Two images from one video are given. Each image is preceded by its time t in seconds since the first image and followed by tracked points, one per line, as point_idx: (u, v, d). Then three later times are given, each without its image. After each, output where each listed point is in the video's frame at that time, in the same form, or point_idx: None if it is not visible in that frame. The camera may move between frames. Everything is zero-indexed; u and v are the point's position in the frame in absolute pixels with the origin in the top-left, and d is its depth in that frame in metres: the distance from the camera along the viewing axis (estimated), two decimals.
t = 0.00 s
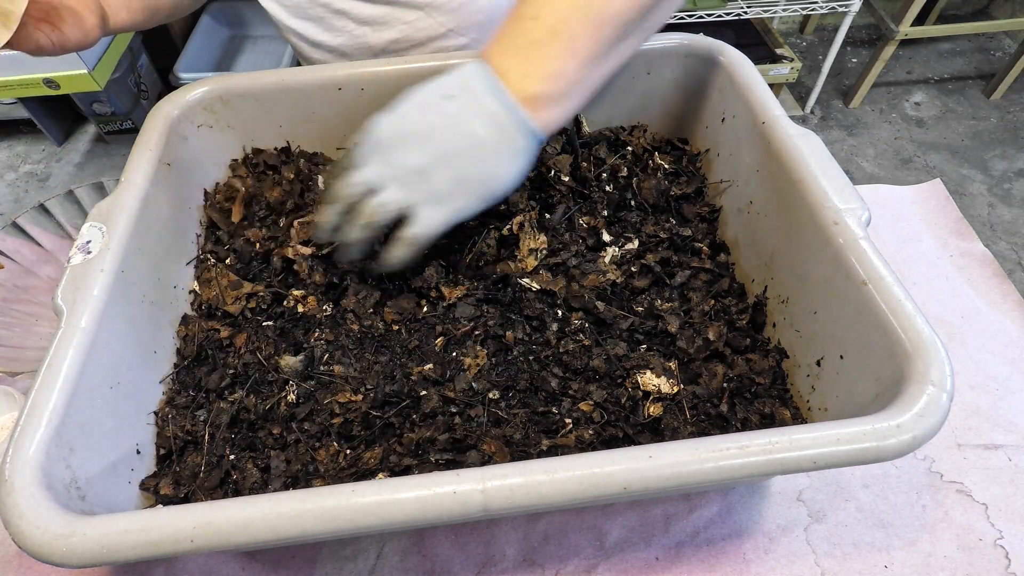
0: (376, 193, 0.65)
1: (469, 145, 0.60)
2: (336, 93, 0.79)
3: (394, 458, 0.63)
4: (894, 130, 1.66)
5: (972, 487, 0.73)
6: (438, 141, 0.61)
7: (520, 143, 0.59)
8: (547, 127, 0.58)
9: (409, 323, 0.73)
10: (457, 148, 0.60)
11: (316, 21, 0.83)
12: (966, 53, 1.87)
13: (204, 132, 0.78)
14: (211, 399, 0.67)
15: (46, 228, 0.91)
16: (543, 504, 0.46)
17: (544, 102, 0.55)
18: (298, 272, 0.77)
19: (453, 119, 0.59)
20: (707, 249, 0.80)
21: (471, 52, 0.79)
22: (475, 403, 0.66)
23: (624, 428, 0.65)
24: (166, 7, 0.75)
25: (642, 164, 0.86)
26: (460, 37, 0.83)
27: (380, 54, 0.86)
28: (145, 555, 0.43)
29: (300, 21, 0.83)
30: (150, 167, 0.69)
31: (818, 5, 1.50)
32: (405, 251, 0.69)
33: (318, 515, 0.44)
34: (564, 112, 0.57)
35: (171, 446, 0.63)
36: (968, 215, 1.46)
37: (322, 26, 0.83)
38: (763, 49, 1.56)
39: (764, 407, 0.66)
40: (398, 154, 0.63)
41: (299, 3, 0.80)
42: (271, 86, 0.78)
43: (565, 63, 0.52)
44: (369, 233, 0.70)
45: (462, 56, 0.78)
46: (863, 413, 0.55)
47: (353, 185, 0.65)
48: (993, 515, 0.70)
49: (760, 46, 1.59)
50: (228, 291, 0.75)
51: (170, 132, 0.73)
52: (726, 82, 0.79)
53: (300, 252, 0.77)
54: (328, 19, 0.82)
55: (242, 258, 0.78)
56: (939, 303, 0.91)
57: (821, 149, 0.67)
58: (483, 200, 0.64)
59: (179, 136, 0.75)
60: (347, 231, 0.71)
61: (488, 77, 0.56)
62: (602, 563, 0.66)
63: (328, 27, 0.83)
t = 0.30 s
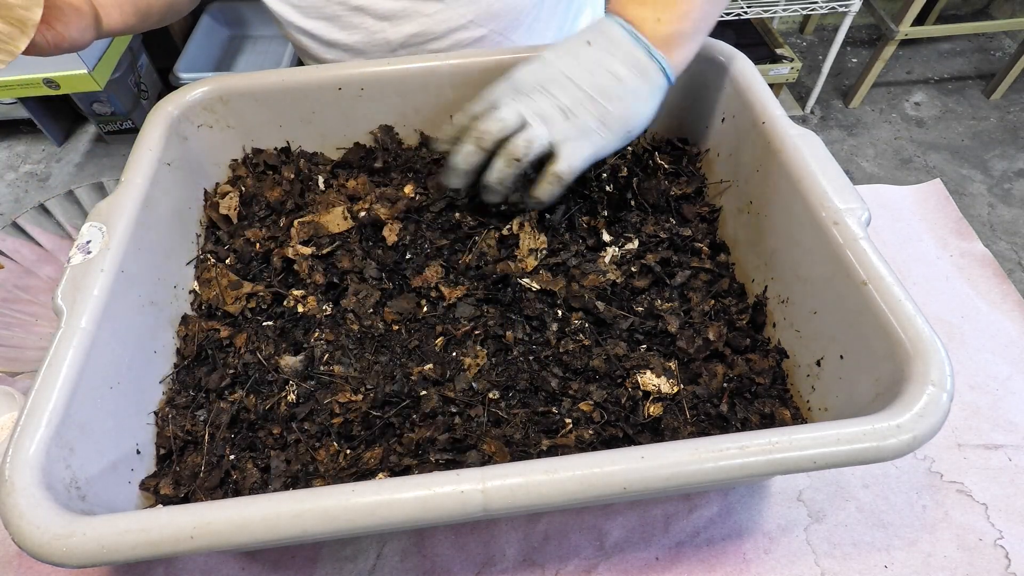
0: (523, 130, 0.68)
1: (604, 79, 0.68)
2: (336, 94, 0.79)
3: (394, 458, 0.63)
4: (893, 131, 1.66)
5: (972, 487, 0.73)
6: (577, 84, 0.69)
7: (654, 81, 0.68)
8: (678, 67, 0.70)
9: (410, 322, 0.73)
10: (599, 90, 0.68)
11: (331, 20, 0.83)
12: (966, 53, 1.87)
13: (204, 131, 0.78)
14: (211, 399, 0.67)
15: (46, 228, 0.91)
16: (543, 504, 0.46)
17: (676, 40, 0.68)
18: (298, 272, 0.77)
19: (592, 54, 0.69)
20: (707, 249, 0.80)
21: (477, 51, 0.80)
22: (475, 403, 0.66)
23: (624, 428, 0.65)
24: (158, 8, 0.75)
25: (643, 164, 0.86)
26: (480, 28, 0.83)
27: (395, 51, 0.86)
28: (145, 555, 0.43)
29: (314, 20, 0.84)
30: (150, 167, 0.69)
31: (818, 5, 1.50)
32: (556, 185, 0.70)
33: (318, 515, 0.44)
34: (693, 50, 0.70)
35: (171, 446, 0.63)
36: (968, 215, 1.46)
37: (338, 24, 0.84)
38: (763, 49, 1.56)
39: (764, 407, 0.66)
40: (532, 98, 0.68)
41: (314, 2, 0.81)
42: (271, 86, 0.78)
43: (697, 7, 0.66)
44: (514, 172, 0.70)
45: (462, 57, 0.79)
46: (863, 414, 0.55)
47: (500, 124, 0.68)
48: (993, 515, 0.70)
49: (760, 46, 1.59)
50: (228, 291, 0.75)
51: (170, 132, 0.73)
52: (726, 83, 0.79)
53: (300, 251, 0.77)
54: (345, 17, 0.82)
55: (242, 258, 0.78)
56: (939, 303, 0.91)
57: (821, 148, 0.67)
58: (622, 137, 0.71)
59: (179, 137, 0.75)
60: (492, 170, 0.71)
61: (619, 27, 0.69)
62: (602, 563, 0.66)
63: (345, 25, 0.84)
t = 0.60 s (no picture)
0: (620, 122, 0.74)
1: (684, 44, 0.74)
2: (336, 94, 0.79)
3: (395, 458, 0.63)
4: (893, 130, 1.66)
5: (972, 487, 0.73)
6: (665, 56, 0.74)
7: (737, 32, 0.74)
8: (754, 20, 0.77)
9: (410, 322, 0.73)
10: (682, 58, 0.73)
11: (358, 18, 0.82)
12: (966, 53, 1.87)
13: (204, 131, 0.78)
14: (211, 399, 0.67)
15: (46, 228, 0.91)
16: (543, 504, 0.46)
17: None
18: (298, 271, 0.77)
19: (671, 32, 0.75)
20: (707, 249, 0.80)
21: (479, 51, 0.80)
22: (476, 403, 0.66)
23: (624, 428, 0.65)
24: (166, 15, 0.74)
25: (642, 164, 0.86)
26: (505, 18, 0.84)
27: (422, 46, 0.85)
28: (145, 555, 0.43)
29: (337, 20, 0.82)
30: (150, 167, 0.69)
31: (818, 5, 1.50)
32: (671, 168, 0.76)
33: (318, 515, 0.44)
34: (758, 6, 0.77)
35: (171, 446, 0.63)
36: (968, 215, 1.46)
37: (364, 22, 0.83)
38: (764, 49, 1.56)
39: (764, 407, 0.66)
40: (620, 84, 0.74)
41: (341, 0, 0.79)
42: (271, 86, 0.77)
43: None
44: (627, 168, 0.77)
45: (463, 57, 0.79)
46: (863, 414, 0.55)
47: (597, 120, 0.75)
48: (993, 515, 0.70)
49: (760, 46, 1.59)
50: (228, 291, 0.75)
51: (170, 132, 0.73)
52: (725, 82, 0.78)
53: (300, 251, 0.77)
54: (373, 14, 0.81)
55: (242, 259, 0.78)
56: (939, 304, 0.91)
57: (821, 148, 0.67)
58: (717, 100, 0.73)
59: (179, 136, 0.74)
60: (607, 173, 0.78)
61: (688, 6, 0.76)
62: (602, 563, 0.66)
63: (372, 23, 0.83)
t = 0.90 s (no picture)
0: (675, 131, 0.78)
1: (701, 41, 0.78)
2: (336, 94, 0.79)
3: (396, 458, 0.62)
4: (893, 131, 1.66)
5: (972, 487, 0.72)
6: (689, 52, 0.78)
7: (749, 15, 0.79)
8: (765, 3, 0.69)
9: (410, 322, 0.73)
10: (707, 52, 0.77)
11: (380, 20, 0.83)
12: (966, 53, 1.87)
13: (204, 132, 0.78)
14: (211, 399, 0.67)
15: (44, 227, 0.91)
16: (543, 504, 0.46)
17: None
18: (299, 271, 0.77)
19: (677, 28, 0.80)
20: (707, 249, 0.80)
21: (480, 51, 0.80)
22: (476, 403, 0.66)
23: (624, 428, 0.65)
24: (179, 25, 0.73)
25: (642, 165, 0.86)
26: (524, 13, 0.87)
27: (445, 45, 0.86)
28: (145, 555, 0.43)
29: (358, 23, 0.83)
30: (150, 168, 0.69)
31: (818, 5, 1.50)
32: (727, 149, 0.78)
33: (318, 515, 0.44)
34: None
35: (171, 446, 0.63)
36: (968, 215, 1.46)
37: (387, 24, 0.83)
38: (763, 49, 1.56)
39: (764, 407, 0.66)
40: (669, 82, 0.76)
41: (363, 3, 0.80)
42: (271, 86, 0.77)
43: None
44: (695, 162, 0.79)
45: (463, 57, 0.79)
46: (863, 414, 0.55)
47: (654, 138, 0.77)
48: (993, 515, 0.70)
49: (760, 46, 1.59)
50: (228, 291, 0.75)
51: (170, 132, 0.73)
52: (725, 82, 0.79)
53: (300, 251, 0.77)
54: (396, 15, 0.82)
55: (243, 259, 0.78)
56: (939, 303, 0.91)
57: (821, 148, 0.67)
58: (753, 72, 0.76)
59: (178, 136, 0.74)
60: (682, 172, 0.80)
61: None
62: (602, 563, 0.66)
63: (394, 24, 0.83)
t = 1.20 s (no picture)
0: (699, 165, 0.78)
1: (706, 44, 0.75)
2: (336, 94, 0.79)
3: (396, 458, 0.62)
4: (893, 131, 1.66)
5: (972, 487, 0.72)
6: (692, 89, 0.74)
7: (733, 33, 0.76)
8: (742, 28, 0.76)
9: (410, 322, 0.73)
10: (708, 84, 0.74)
11: (384, 25, 0.83)
12: (966, 53, 1.87)
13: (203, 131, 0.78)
14: (211, 399, 0.67)
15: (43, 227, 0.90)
16: (542, 504, 0.46)
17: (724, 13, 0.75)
18: (298, 272, 0.77)
19: (661, 34, 0.77)
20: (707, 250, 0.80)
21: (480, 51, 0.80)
22: (476, 403, 0.66)
23: (624, 428, 0.65)
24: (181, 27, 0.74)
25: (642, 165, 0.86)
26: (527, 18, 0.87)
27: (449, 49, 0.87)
28: (145, 554, 0.43)
29: (362, 27, 0.83)
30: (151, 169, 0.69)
31: (818, 5, 1.50)
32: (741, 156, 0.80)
33: (318, 515, 0.44)
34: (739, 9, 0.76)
35: (171, 446, 0.63)
36: (968, 215, 1.46)
37: (391, 29, 0.83)
38: (763, 49, 1.56)
39: (764, 407, 0.66)
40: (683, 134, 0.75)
41: (367, 8, 0.80)
42: (271, 86, 0.77)
43: None
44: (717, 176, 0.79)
45: (463, 56, 0.79)
46: (863, 414, 0.55)
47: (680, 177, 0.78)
48: (993, 515, 0.70)
49: (760, 46, 1.59)
50: (228, 291, 0.75)
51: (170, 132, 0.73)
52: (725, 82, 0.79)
53: (300, 252, 0.77)
54: (400, 21, 0.82)
55: (243, 259, 0.78)
56: (939, 303, 0.91)
57: (820, 148, 0.67)
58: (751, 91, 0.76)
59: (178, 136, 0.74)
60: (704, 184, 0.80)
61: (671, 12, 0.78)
62: (602, 563, 0.66)
63: (397, 29, 0.83)
